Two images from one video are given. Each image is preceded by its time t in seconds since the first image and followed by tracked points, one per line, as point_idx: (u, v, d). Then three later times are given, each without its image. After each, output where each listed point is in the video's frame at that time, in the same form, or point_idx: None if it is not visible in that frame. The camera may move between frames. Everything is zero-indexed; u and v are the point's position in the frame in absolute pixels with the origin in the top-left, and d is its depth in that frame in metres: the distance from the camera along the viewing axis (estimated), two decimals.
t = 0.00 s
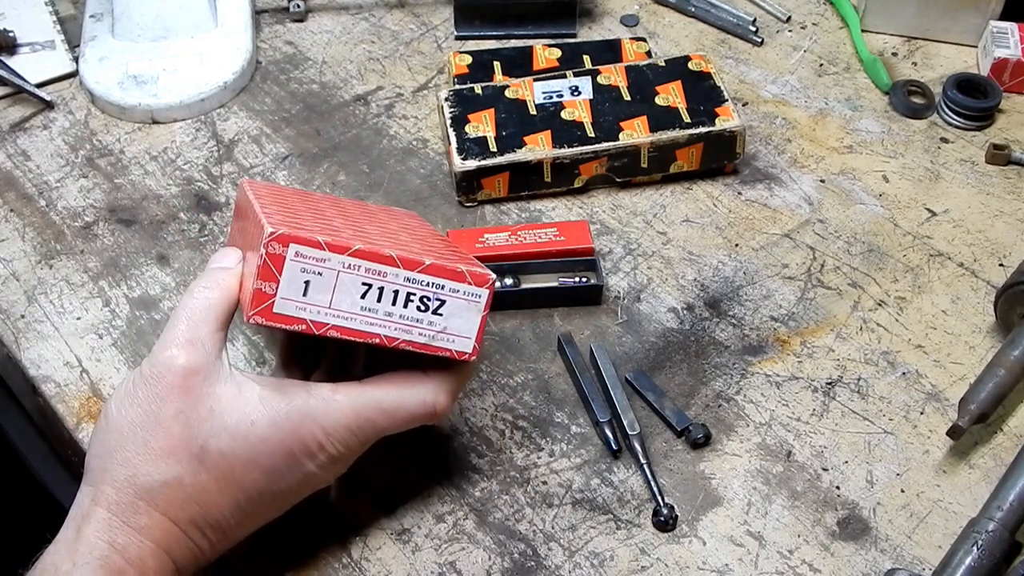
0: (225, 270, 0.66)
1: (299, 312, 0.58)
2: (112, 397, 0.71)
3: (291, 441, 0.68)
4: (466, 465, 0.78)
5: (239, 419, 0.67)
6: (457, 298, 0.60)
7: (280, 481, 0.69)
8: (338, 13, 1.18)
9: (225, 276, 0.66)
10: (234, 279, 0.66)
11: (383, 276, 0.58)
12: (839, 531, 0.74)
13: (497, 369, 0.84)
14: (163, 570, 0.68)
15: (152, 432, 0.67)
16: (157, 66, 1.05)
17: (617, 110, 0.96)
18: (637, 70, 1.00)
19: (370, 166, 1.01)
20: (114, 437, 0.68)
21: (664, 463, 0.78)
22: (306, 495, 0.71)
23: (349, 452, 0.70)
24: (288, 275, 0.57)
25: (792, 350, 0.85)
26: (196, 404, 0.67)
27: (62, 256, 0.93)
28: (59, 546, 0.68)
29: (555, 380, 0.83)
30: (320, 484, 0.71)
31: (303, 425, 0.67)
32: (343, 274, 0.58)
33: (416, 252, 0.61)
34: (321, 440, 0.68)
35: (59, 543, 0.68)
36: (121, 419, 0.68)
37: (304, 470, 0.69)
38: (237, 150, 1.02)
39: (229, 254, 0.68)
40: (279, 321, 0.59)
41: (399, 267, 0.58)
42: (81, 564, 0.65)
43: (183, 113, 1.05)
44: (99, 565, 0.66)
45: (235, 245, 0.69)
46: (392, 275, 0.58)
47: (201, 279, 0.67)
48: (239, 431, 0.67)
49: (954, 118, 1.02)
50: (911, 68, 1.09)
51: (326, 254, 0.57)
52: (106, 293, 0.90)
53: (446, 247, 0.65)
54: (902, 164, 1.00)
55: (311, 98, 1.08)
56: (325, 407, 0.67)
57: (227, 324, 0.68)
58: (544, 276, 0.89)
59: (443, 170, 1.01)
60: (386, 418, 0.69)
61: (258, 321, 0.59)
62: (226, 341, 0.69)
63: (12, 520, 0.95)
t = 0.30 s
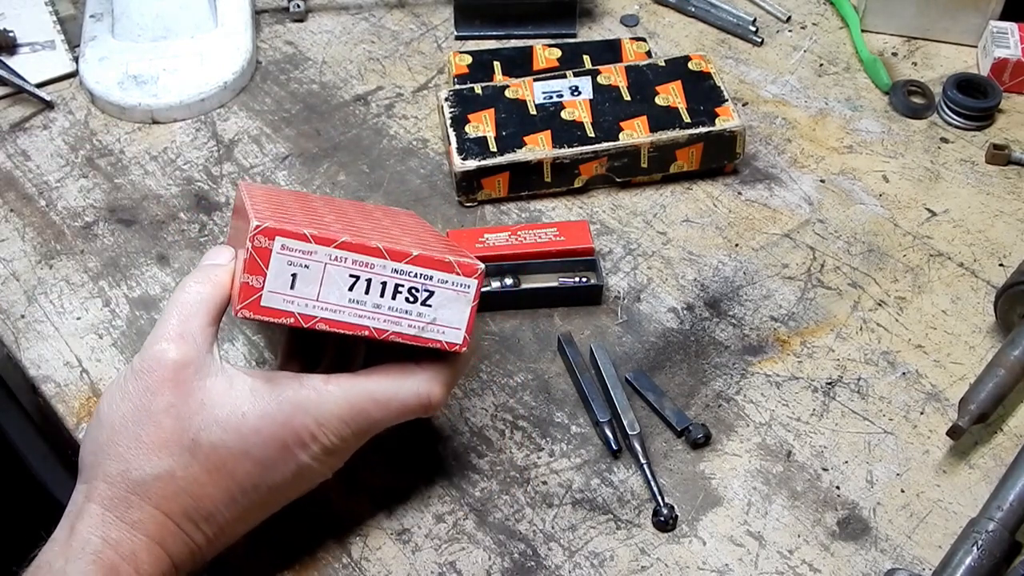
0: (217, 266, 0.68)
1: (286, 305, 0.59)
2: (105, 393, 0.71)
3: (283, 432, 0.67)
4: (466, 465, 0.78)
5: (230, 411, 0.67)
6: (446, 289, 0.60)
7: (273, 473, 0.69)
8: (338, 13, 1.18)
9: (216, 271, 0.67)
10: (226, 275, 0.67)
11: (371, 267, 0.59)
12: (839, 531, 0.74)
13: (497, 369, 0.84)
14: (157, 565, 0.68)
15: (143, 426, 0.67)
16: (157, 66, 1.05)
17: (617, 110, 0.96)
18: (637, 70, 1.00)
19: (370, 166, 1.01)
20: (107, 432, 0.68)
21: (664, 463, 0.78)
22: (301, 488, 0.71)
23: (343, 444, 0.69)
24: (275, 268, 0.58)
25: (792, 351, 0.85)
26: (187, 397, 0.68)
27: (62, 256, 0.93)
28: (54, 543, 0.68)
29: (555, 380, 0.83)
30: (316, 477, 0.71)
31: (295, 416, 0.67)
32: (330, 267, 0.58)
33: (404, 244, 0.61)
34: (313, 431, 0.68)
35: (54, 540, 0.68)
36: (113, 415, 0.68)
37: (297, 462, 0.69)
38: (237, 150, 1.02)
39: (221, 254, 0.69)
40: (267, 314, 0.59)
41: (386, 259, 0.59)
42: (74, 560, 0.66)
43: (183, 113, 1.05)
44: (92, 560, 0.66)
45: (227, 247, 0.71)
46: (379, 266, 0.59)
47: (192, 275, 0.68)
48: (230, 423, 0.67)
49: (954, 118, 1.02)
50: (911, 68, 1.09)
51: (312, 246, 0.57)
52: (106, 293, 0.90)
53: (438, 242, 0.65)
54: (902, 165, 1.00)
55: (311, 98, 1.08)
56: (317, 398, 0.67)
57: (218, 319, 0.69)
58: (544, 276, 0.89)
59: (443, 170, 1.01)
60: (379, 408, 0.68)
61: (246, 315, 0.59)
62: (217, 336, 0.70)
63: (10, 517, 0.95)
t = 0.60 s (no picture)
0: (215, 265, 0.68)
1: (283, 303, 0.59)
2: (103, 393, 0.71)
3: (280, 429, 0.67)
4: (466, 465, 0.78)
5: (227, 409, 0.67)
6: (443, 287, 0.60)
7: (271, 472, 0.69)
8: (338, 13, 1.18)
9: (214, 270, 0.68)
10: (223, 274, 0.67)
11: (368, 266, 0.59)
12: (839, 531, 0.74)
13: (497, 369, 0.84)
14: (155, 564, 0.67)
15: (141, 425, 0.67)
16: (157, 66, 1.05)
17: (617, 110, 0.96)
18: (637, 70, 1.00)
19: (370, 166, 1.01)
20: (104, 430, 0.68)
21: (664, 463, 0.78)
22: (299, 487, 0.71)
23: (340, 442, 0.69)
24: (272, 266, 0.58)
25: (792, 351, 0.85)
26: (184, 395, 0.68)
27: (62, 255, 0.93)
28: (51, 542, 0.68)
29: (555, 380, 0.83)
30: (314, 475, 0.71)
31: (292, 414, 0.67)
32: (327, 265, 0.58)
33: (402, 243, 0.61)
34: (310, 429, 0.68)
35: (51, 539, 0.68)
36: (111, 413, 0.68)
37: (295, 460, 0.69)
38: (237, 150, 1.02)
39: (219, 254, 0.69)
40: (264, 312, 0.59)
41: (384, 257, 0.59)
42: (72, 558, 0.65)
43: (183, 113, 1.05)
44: (90, 558, 0.65)
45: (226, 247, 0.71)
46: (376, 264, 0.59)
47: (191, 274, 0.68)
48: (227, 421, 0.67)
49: (954, 118, 1.02)
50: (911, 68, 1.09)
51: (309, 244, 0.58)
52: (106, 293, 0.90)
53: (437, 241, 0.65)
54: (902, 165, 1.00)
55: (311, 98, 1.08)
56: (315, 396, 0.67)
57: (216, 318, 0.69)
58: (544, 276, 0.89)
59: (443, 170, 1.01)
60: (377, 407, 0.68)
61: (243, 313, 0.59)
62: (214, 335, 0.70)
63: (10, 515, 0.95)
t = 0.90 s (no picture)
0: (214, 261, 0.68)
1: (280, 296, 0.59)
2: (101, 388, 0.71)
3: (278, 424, 0.67)
4: (466, 465, 0.78)
5: (225, 404, 0.67)
6: (440, 281, 0.60)
7: (269, 467, 0.69)
8: (338, 13, 1.18)
9: (213, 265, 0.68)
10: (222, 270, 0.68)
11: (364, 260, 0.59)
12: (839, 531, 0.74)
13: (497, 369, 0.84)
14: (152, 559, 0.67)
15: (138, 419, 0.67)
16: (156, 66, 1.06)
17: (617, 110, 0.96)
18: (637, 70, 1.00)
19: (370, 166, 1.01)
20: (101, 425, 0.68)
21: (664, 463, 0.78)
22: (296, 482, 0.71)
23: (338, 438, 0.69)
24: (268, 259, 0.58)
25: (792, 350, 0.85)
26: (182, 390, 0.68)
27: (62, 255, 0.93)
28: (48, 537, 0.68)
29: (555, 380, 0.83)
30: (312, 471, 0.71)
31: (290, 408, 0.67)
32: (324, 259, 0.58)
33: (399, 237, 0.61)
34: (308, 423, 0.68)
35: (48, 534, 0.68)
36: (108, 408, 0.68)
37: (293, 455, 0.69)
38: (237, 150, 1.02)
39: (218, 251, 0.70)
40: (261, 307, 0.60)
41: (380, 251, 0.59)
42: (69, 553, 0.65)
43: (183, 113, 1.05)
44: (86, 553, 0.65)
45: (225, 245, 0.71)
46: (373, 258, 0.59)
47: (189, 270, 0.69)
48: (225, 415, 0.67)
49: (954, 118, 1.02)
50: (911, 68, 1.09)
51: (306, 238, 0.58)
52: (106, 293, 0.90)
53: (436, 237, 0.65)
54: (902, 165, 1.00)
55: (311, 98, 1.08)
56: (312, 390, 0.67)
57: (214, 314, 0.69)
58: (544, 276, 0.89)
59: (443, 170, 1.00)
60: (374, 401, 0.68)
61: (240, 306, 0.59)
62: (212, 330, 0.70)
63: (10, 514, 0.95)
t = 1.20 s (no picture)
0: (214, 260, 0.68)
1: (280, 296, 0.59)
2: (100, 388, 0.71)
3: (278, 422, 0.67)
4: (466, 465, 0.78)
5: (224, 402, 0.67)
6: (440, 281, 0.60)
7: (268, 465, 0.69)
8: (338, 13, 1.18)
9: (213, 265, 0.68)
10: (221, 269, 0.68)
11: (364, 259, 0.59)
12: (839, 531, 0.74)
13: (497, 369, 0.84)
14: (152, 559, 0.67)
15: (138, 419, 0.67)
16: (156, 66, 1.05)
17: (617, 110, 0.96)
18: (638, 70, 1.00)
19: (370, 166, 1.01)
20: (101, 425, 0.68)
21: (664, 463, 0.78)
22: (296, 482, 0.71)
23: (338, 436, 0.69)
24: (268, 259, 0.58)
25: (792, 351, 0.85)
26: (182, 389, 0.68)
27: (62, 255, 0.93)
28: (48, 537, 0.68)
29: (555, 380, 0.83)
30: (311, 470, 0.71)
31: (289, 406, 0.67)
32: (324, 258, 0.58)
33: (399, 237, 0.61)
34: (308, 422, 0.68)
35: (48, 534, 0.68)
36: (108, 407, 0.68)
37: (292, 453, 0.69)
38: (237, 150, 1.02)
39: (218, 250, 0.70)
40: (261, 306, 0.60)
41: (380, 251, 0.59)
42: (69, 553, 0.65)
43: (183, 113, 1.05)
44: (86, 553, 0.65)
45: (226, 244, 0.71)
46: (373, 258, 0.59)
47: (189, 269, 0.69)
48: (224, 414, 0.67)
49: (954, 118, 1.02)
50: (911, 68, 1.09)
51: (306, 238, 0.58)
52: (106, 293, 0.90)
53: (437, 237, 0.65)
54: (902, 165, 1.00)
55: (311, 98, 1.08)
56: (312, 389, 0.67)
57: (214, 313, 0.69)
58: (544, 276, 0.89)
59: (443, 170, 1.00)
60: (374, 400, 0.68)
61: (240, 306, 0.59)
62: (212, 330, 0.70)
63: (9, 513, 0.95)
